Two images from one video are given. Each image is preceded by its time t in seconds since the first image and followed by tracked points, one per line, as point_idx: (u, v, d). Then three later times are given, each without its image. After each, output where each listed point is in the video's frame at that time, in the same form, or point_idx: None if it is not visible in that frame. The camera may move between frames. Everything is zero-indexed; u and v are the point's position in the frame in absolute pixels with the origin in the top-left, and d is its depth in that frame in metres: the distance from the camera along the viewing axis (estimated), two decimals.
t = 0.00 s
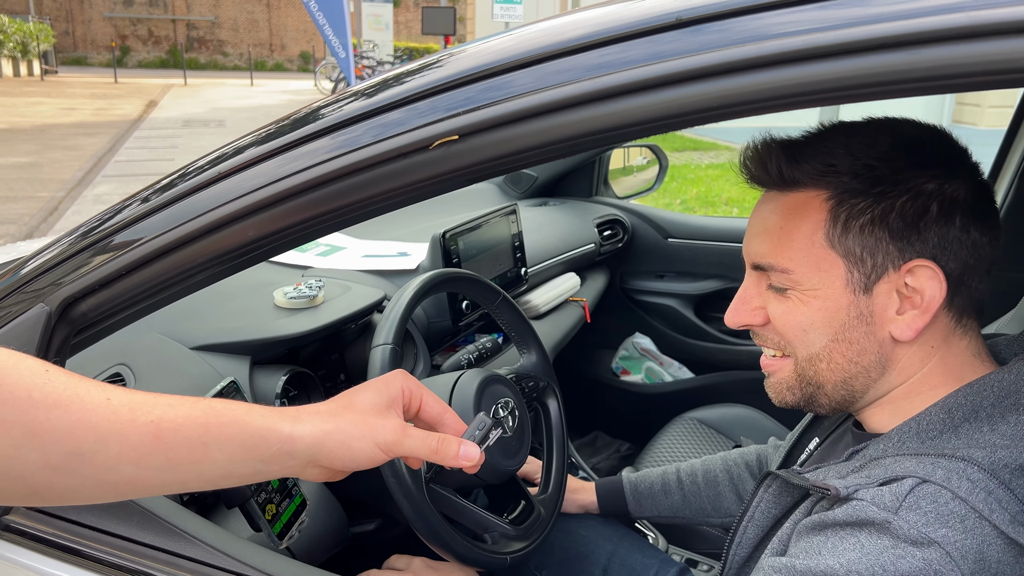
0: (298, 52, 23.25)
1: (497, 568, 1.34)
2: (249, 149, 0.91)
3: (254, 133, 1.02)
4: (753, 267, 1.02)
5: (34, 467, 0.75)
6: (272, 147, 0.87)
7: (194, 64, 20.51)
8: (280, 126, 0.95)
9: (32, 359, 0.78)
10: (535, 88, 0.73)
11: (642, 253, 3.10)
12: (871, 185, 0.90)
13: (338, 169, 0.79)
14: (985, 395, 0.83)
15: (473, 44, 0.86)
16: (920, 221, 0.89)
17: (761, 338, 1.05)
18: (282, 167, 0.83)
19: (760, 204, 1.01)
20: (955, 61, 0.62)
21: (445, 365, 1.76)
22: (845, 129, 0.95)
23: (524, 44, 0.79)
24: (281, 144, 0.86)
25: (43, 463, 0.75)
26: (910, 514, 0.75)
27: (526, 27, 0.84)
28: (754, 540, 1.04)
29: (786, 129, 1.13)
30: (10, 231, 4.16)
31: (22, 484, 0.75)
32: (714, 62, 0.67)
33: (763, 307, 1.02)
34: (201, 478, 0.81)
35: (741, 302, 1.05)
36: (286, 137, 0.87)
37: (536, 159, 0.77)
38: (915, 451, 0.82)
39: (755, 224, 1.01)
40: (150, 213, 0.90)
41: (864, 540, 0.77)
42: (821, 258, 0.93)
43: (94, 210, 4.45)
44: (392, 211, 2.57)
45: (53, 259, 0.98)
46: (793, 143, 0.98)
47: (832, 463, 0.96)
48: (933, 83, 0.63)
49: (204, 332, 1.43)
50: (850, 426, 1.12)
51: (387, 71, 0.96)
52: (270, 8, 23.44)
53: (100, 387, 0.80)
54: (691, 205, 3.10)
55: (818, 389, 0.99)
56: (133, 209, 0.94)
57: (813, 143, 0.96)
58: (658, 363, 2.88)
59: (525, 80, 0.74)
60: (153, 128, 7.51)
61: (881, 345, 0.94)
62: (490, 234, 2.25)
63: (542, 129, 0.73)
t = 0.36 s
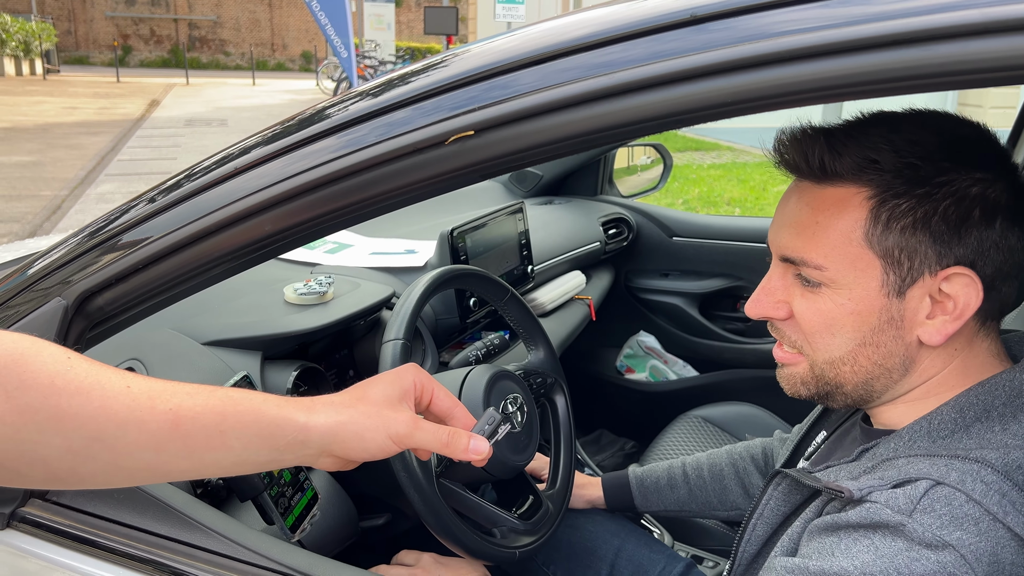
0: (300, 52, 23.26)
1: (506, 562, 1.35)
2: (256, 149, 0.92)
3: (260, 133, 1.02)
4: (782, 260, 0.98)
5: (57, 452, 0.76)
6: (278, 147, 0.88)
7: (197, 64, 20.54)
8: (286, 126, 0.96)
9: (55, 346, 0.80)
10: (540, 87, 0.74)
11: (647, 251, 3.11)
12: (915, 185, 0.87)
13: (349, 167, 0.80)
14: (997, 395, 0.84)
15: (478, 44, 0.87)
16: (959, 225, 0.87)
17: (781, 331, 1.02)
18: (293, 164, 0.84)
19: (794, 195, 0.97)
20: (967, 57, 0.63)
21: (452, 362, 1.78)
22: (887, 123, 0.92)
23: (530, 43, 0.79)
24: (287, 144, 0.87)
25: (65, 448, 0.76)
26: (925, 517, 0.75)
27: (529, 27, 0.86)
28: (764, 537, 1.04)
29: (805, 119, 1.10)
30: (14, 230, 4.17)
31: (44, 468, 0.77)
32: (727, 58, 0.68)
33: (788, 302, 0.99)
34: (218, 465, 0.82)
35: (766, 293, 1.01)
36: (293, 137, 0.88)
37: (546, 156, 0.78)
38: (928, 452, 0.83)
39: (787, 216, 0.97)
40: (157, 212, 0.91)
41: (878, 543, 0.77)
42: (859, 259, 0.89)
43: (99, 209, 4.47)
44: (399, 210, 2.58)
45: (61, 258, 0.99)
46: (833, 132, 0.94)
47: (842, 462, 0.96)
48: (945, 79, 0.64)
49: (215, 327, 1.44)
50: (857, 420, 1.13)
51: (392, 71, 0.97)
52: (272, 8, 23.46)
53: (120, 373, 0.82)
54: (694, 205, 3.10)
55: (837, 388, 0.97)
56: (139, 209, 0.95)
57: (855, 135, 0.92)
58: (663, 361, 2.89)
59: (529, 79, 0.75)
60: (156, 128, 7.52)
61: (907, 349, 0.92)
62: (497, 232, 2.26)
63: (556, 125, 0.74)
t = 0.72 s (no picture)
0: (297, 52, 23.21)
1: (505, 566, 1.34)
2: (252, 149, 0.91)
3: (257, 133, 1.01)
4: (793, 259, 0.97)
5: (79, 462, 0.75)
6: (274, 147, 0.87)
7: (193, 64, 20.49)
8: (282, 126, 0.95)
9: (79, 357, 0.79)
10: (537, 87, 0.73)
11: (646, 252, 3.10)
12: (932, 188, 0.85)
13: (346, 167, 0.79)
14: (1000, 398, 0.83)
15: (476, 43, 0.85)
16: (975, 230, 0.86)
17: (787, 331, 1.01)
18: (290, 164, 0.83)
19: (807, 194, 0.96)
20: (975, 56, 0.61)
21: (451, 363, 1.76)
22: (905, 123, 0.90)
23: (528, 42, 0.78)
24: (282, 145, 0.86)
25: (87, 459, 0.75)
26: (929, 522, 0.73)
27: (528, 25, 0.84)
28: (765, 542, 1.03)
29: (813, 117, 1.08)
30: (8, 230, 4.13)
31: (67, 478, 0.76)
32: (730, 57, 0.67)
33: (797, 303, 0.97)
34: (240, 475, 0.81)
35: (773, 293, 1.00)
36: (290, 137, 0.87)
37: (545, 156, 0.76)
38: (932, 456, 0.81)
39: (799, 216, 0.96)
40: (152, 213, 0.90)
41: (882, 549, 0.75)
42: (873, 262, 0.88)
43: (94, 209, 4.44)
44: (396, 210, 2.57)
45: (57, 258, 0.97)
46: (849, 131, 0.92)
47: (845, 467, 0.95)
48: (955, 78, 0.62)
49: (212, 329, 1.42)
50: (860, 423, 1.12)
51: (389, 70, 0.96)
52: (269, 8, 23.40)
53: (142, 384, 0.81)
54: (692, 205, 3.08)
55: (844, 392, 0.96)
56: (135, 209, 0.94)
57: (872, 135, 0.90)
58: (662, 362, 2.88)
59: (527, 79, 0.74)
60: (152, 128, 7.48)
61: (916, 354, 0.92)
62: (495, 232, 2.24)
63: (556, 125, 0.72)
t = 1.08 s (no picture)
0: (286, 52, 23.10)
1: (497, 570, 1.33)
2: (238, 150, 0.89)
3: (244, 134, 1.00)
4: (785, 259, 0.96)
5: (85, 470, 0.76)
6: (261, 148, 0.85)
7: (181, 64, 20.36)
8: (269, 127, 0.93)
9: (81, 366, 0.80)
10: (526, 87, 0.72)
11: (637, 252, 3.10)
12: (925, 188, 0.85)
13: (334, 168, 0.78)
14: (994, 399, 0.82)
15: (464, 43, 0.84)
16: (967, 229, 0.85)
17: (779, 333, 1.00)
18: (277, 165, 0.82)
19: (799, 194, 0.95)
20: (968, 56, 0.61)
21: (441, 365, 1.75)
22: (897, 122, 0.90)
23: (517, 42, 0.77)
24: (268, 146, 0.84)
25: (93, 467, 0.76)
26: (923, 526, 0.73)
27: (518, 25, 0.83)
28: (759, 545, 1.02)
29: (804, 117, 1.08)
30: None
31: (72, 486, 0.77)
32: (721, 57, 0.66)
33: (789, 303, 0.97)
34: (243, 482, 0.82)
35: (765, 294, 0.99)
36: (277, 138, 0.86)
37: (536, 157, 0.75)
38: (925, 458, 0.81)
39: (791, 217, 0.95)
40: (137, 215, 0.88)
41: (877, 552, 0.75)
42: (866, 262, 0.88)
43: (82, 210, 4.39)
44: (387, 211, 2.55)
45: (42, 260, 0.96)
46: (841, 132, 0.92)
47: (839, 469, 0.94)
48: (948, 78, 0.62)
49: (200, 331, 1.41)
50: (854, 425, 1.12)
51: (377, 70, 0.95)
52: (257, 8, 23.28)
53: (146, 392, 0.82)
54: (682, 204, 3.07)
55: (836, 392, 0.96)
56: (121, 211, 0.92)
57: (865, 134, 0.90)
58: (653, 362, 2.88)
59: (516, 79, 0.73)
60: (140, 128, 7.43)
61: (909, 354, 0.91)
62: (486, 232, 2.23)
63: (546, 125, 0.71)
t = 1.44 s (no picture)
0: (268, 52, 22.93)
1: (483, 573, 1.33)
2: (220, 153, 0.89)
3: (227, 136, 0.98)
4: (806, 252, 0.95)
5: (64, 487, 0.77)
6: (243, 151, 0.85)
7: (160, 65, 20.13)
8: (253, 129, 0.92)
9: (61, 382, 0.82)
10: (516, 88, 0.72)
11: (622, 252, 3.11)
12: (938, 177, 0.90)
13: (317, 172, 0.77)
14: (978, 396, 0.83)
15: (448, 46, 0.84)
16: (969, 218, 0.92)
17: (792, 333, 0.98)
18: (259, 169, 0.81)
19: (813, 187, 0.95)
20: (952, 58, 0.61)
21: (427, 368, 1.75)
22: (894, 119, 0.94)
23: (500, 45, 0.77)
24: (251, 149, 0.84)
25: (72, 483, 0.77)
26: (909, 520, 0.73)
27: (501, 28, 0.83)
28: (747, 544, 1.02)
29: (782, 125, 1.11)
30: None
31: (52, 504, 0.77)
32: (706, 60, 0.66)
33: (811, 299, 0.96)
34: (227, 497, 0.84)
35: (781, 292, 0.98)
36: (260, 141, 0.85)
37: (521, 160, 0.75)
38: (911, 455, 0.82)
39: (809, 210, 0.95)
40: (120, 219, 0.87)
41: (863, 547, 0.76)
42: (896, 248, 0.89)
43: (60, 212, 4.33)
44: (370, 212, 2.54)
45: (21, 265, 0.94)
46: (847, 125, 0.94)
47: (825, 467, 0.95)
48: (933, 80, 0.62)
49: (182, 337, 1.39)
50: (839, 425, 1.13)
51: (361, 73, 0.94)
52: (238, 7, 23.10)
53: (126, 408, 0.83)
54: (665, 204, 3.07)
55: (857, 390, 0.95)
56: (103, 214, 0.91)
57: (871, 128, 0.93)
58: (638, 362, 2.89)
59: (500, 82, 0.73)
60: (119, 129, 7.33)
61: (923, 344, 0.94)
62: (471, 233, 2.23)
63: (532, 128, 0.71)
